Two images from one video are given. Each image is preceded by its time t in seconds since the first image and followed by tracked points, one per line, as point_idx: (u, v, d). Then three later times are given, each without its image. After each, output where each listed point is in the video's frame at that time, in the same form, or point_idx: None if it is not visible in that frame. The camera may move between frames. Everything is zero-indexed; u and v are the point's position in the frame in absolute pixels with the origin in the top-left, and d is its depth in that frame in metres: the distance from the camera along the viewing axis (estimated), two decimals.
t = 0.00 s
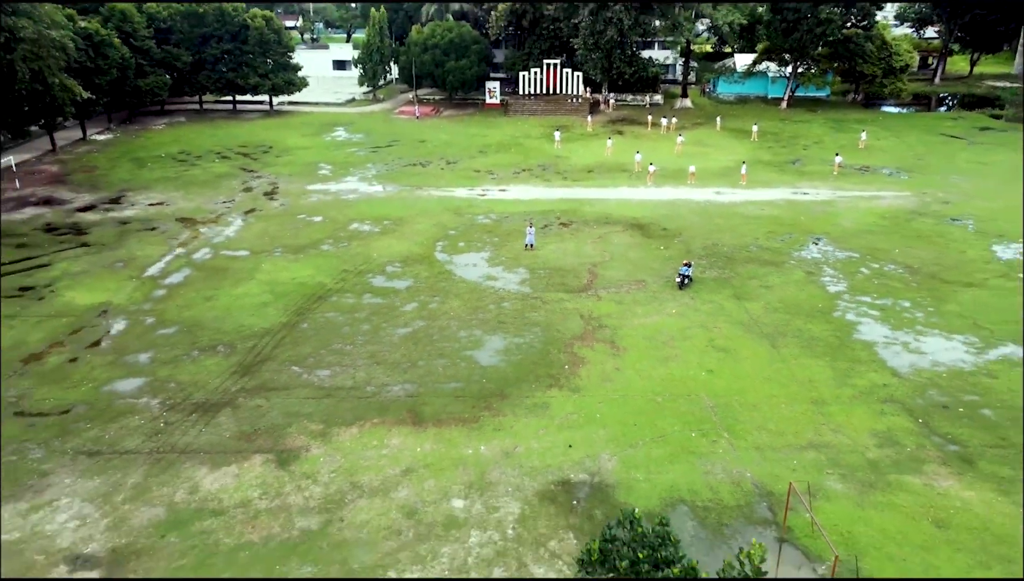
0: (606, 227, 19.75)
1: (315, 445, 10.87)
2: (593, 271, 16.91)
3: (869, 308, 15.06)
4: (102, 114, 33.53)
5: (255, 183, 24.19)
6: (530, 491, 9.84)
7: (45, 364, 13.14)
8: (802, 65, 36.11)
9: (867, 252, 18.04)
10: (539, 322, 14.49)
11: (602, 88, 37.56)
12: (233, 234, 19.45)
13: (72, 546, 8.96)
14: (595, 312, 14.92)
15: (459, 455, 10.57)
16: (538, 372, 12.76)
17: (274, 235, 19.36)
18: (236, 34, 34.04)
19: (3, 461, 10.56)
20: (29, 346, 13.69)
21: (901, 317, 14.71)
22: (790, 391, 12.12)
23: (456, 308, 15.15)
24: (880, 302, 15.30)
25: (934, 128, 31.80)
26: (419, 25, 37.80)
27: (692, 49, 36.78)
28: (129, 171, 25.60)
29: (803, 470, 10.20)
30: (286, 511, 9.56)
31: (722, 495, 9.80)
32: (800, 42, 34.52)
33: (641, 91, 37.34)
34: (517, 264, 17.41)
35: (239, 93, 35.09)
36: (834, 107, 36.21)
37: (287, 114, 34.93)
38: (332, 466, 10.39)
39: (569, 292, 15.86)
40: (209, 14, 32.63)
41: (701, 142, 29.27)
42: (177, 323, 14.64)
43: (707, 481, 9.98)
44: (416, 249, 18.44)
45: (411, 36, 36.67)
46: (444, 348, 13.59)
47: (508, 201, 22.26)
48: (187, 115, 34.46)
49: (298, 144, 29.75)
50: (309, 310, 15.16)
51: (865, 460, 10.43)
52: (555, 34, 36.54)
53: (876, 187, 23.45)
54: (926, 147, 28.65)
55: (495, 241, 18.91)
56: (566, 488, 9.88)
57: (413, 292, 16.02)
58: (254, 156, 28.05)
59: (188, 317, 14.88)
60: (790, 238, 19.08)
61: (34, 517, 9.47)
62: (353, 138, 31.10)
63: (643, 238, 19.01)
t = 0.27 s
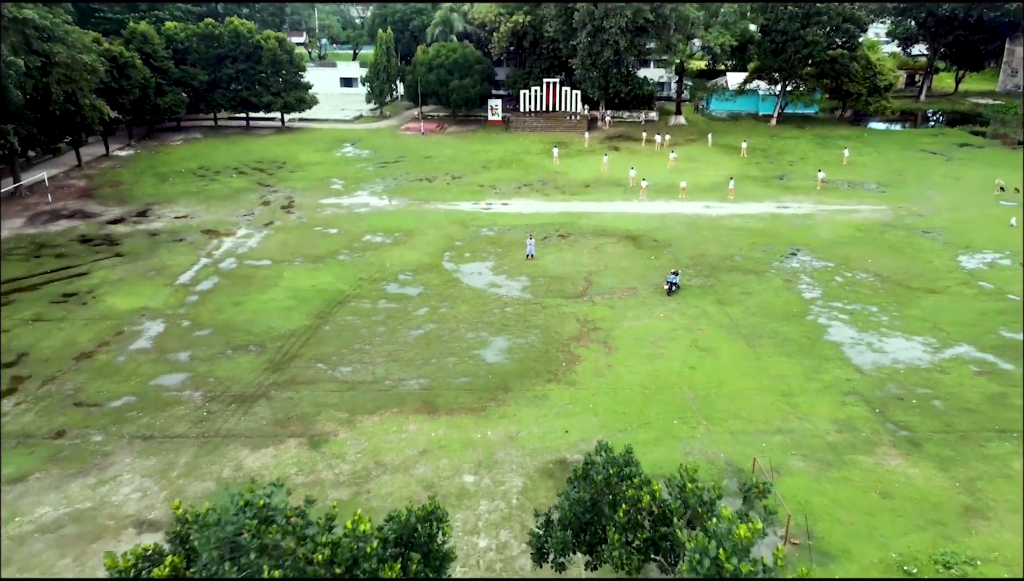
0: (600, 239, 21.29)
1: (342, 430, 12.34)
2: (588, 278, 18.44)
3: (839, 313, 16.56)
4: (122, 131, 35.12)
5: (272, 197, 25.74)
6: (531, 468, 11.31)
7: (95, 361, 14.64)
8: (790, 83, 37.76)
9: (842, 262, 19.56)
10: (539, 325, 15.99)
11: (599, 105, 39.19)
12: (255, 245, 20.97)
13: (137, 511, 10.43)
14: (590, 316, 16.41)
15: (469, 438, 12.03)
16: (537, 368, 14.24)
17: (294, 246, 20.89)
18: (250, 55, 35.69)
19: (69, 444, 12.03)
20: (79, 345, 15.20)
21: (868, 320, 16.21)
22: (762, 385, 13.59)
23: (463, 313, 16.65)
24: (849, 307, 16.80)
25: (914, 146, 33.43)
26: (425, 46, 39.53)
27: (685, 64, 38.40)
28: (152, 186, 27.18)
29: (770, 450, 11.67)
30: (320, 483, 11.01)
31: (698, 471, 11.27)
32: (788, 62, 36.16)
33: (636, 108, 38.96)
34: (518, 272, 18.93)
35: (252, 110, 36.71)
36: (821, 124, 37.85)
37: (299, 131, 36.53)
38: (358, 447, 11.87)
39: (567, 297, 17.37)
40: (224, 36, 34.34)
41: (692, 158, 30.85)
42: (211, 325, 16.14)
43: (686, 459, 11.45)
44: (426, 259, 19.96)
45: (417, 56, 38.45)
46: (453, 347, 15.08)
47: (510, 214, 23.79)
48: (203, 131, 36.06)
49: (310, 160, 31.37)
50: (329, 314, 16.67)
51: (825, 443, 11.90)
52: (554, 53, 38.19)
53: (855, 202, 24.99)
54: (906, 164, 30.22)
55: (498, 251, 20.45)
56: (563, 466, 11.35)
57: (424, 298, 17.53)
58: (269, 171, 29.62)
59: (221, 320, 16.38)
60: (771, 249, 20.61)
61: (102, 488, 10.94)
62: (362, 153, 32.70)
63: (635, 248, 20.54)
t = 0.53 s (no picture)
0: (596, 250, 22.84)
1: (363, 420, 13.83)
2: (585, 286, 19.98)
3: (814, 318, 18.04)
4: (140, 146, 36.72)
5: (287, 211, 27.29)
6: (532, 452, 12.79)
7: (136, 361, 16.14)
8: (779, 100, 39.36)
9: (820, 272, 21.09)
10: (539, 328, 17.51)
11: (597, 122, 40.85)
12: (274, 256, 22.51)
13: (186, 489, 11.90)
14: (586, 321, 17.90)
15: (477, 428, 13.51)
16: (538, 366, 15.75)
17: (310, 257, 22.42)
18: (262, 74, 37.34)
19: (121, 432, 13.52)
20: (120, 347, 16.70)
21: (840, 324, 17.73)
22: (740, 382, 15.07)
23: (470, 317, 18.16)
24: (824, 313, 18.29)
25: (897, 162, 35.01)
26: (429, 65, 41.22)
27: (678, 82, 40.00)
28: (174, 200, 28.73)
29: (743, 438, 13.15)
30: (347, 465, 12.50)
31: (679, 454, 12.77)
32: (776, 80, 37.70)
33: (633, 125, 40.60)
34: (520, 280, 20.47)
35: (265, 126, 38.32)
36: (809, 140, 39.46)
37: (309, 146, 38.11)
38: (378, 435, 13.35)
39: (565, 304, 18.89)
40: (238, 56, 35.97)
41: (685, 173, 32.44)
42: (239, 329, 17.64)
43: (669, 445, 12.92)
44: (433, 268, 21.48)
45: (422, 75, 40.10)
46: (461, 348, 16.59)
47: (512, 227, 25.33)
48: (217, 146, 37.67)
49: (321, 175, 32.94)
50: (347, 318, 18.17)
51: (794, 431, 13.37)
52: (554, 72, 39.86)
53: (837, 215, 26.54)
54: (888, 179, 31.78)
55: (502, 261, 21.99)
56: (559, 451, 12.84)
57: (433, 304, 19.05)
58: (283, 186, 31.18)
59: (247, 324, 17.89)
60: (755, 259, 22.14)
61: (153, 470, 12.41)
62: (370, 168, 34.28)
63: (629, 258, 22.09)
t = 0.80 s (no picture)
0: (593, 254, 24.37)
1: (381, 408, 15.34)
2: (582, 288, 21.52)
3: (793, 317, 19.55)
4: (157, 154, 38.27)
5: (301, 217, 28.82)
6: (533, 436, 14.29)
7: (171, 355, 17.65)
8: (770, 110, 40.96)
9: (801, 275, 22.60)
10: (539, 326, 19.03)
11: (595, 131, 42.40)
12: (291, 260, 24.04)
13: (225, 466, 13.40)
14: (582, 319, 19.41)
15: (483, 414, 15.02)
16: (538, 360, 17.26)
17: (325, 261, 23.94)
18: (274, 85, 38.92)
19: (163, 418, 15.03)
20: (155, 343, 18.23)
21: (816, 322, 19.24)
22: (722, 374, 16.58)
23: (475, 316, 19.68)
24: (802, 312, 19.80)
25: (882, 170, 36.58)
26: (433, 76, 42.86)
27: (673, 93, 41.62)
28: (192, 207, 30.26)
29: (722, 422, 14.66)
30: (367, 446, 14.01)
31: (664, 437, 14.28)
32: (767, 91, 39.36)
33: (629, 134, 42.16)
34: (521, 282, 22.01)
35: (276, 135, 39.88)
36: (799, 148, 41.03)
37: (318, 155, 39.65)
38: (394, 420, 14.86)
39: (563, 304, 20.42)
40: (251, 68, 37.55)
41: (678, 181, 34.00)
42: (262, 327, 19.16)
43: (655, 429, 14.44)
44: (440, 271, 23.00)
45: (427, 86, 41.72)
46: (467, 344, 18.10)
47: (513, 232, 26.86)
48: (230, 154, 39.22)
49: (331, 183, 34.49)
50: (362, 317, 19.69)
51: (768, 417, 14.87)
52: (554, 84, 41.45)
53: (820, 222, 28.08)
54: (872, 187, 33.29)
55: (504, 265, 23.50)
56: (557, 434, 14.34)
57: (441, 304, 20.57)
58: (294, 193, 32.70)
59: (270, 323, 19.41)
60: (742, 263, 23.67)
61: (195, 450, 13.94)
62: (377, 176, 35.83)
63: (623, 262, 23.63)
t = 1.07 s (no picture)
0: (590, 254, 25.92)
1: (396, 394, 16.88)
2: (579, 285, 23.07)
3: (774, 312, 21.10)
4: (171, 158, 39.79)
5: (312, 219, 30.36)
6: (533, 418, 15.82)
7: (200, 347, 19.18)
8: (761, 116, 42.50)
9: (785, 273, 24.14)
10: (539, 321, 20.57)
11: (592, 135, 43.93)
12: (306, 259, 25.57)
13: (258, 443, 14.93)
14: (579, 314, 20.96)
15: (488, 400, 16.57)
16: (538, 352, 18.79)
17: (337, 260, 25.47)
18: (284, 91, 40.46)
19: (198, 403, 16.56)
20: (185, 336, 19.76)
21: (796, 317, 20.78)
22: (706, 364, 18.12)
23: (480, 312, 21.22)
24: (783, 308, 21.33)
25: (868, 173, 38.11)
26: (437, 83, 44.45)
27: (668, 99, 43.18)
28: (209, 209, 31.79)
29: (705, 406, 16.18)
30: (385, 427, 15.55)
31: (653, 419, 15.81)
32: (758, 97, 40.94)
33: (626, 138, 43.68)
34: (522, 280, 23.55)
35: (285, 139, 41.41)
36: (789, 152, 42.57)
37: (326, 158, 41.19)
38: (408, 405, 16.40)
39: (562, 300, 21.96)
40: (262, 75, 39.08)
41: (671, 184, 35.53)
42: (283, 321, 20.70)
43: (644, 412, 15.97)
44: (446, 270, 24.54)
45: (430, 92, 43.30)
46: (473, 337, 19.64)
47: (514, 233, 28.39)
48: (241, 158, 40.76)
49: (340, 186, 36.04)
50: (374, 313, 21.22)
51: (746, 402, 16.41)
52: (553, 90, 42.99)
53: (806, 223, 29.62)
54: (857, 190, 34.85)
55: (506, 264, 25.04)
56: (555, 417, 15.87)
57: (448, 300, 22.11)
58: (305, 196, 34.24)
59: (290, 318, 20.94)
60: (729, 262, 25.20)
61: (229, 430, 15.47)
62: (383, 179, 37.38)
63: (618, 261, 25.17)
